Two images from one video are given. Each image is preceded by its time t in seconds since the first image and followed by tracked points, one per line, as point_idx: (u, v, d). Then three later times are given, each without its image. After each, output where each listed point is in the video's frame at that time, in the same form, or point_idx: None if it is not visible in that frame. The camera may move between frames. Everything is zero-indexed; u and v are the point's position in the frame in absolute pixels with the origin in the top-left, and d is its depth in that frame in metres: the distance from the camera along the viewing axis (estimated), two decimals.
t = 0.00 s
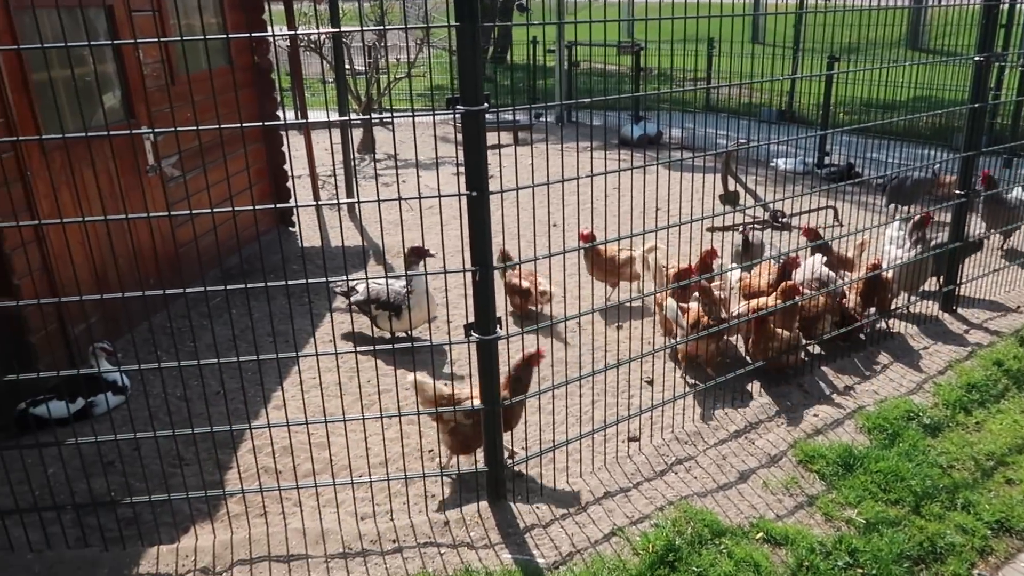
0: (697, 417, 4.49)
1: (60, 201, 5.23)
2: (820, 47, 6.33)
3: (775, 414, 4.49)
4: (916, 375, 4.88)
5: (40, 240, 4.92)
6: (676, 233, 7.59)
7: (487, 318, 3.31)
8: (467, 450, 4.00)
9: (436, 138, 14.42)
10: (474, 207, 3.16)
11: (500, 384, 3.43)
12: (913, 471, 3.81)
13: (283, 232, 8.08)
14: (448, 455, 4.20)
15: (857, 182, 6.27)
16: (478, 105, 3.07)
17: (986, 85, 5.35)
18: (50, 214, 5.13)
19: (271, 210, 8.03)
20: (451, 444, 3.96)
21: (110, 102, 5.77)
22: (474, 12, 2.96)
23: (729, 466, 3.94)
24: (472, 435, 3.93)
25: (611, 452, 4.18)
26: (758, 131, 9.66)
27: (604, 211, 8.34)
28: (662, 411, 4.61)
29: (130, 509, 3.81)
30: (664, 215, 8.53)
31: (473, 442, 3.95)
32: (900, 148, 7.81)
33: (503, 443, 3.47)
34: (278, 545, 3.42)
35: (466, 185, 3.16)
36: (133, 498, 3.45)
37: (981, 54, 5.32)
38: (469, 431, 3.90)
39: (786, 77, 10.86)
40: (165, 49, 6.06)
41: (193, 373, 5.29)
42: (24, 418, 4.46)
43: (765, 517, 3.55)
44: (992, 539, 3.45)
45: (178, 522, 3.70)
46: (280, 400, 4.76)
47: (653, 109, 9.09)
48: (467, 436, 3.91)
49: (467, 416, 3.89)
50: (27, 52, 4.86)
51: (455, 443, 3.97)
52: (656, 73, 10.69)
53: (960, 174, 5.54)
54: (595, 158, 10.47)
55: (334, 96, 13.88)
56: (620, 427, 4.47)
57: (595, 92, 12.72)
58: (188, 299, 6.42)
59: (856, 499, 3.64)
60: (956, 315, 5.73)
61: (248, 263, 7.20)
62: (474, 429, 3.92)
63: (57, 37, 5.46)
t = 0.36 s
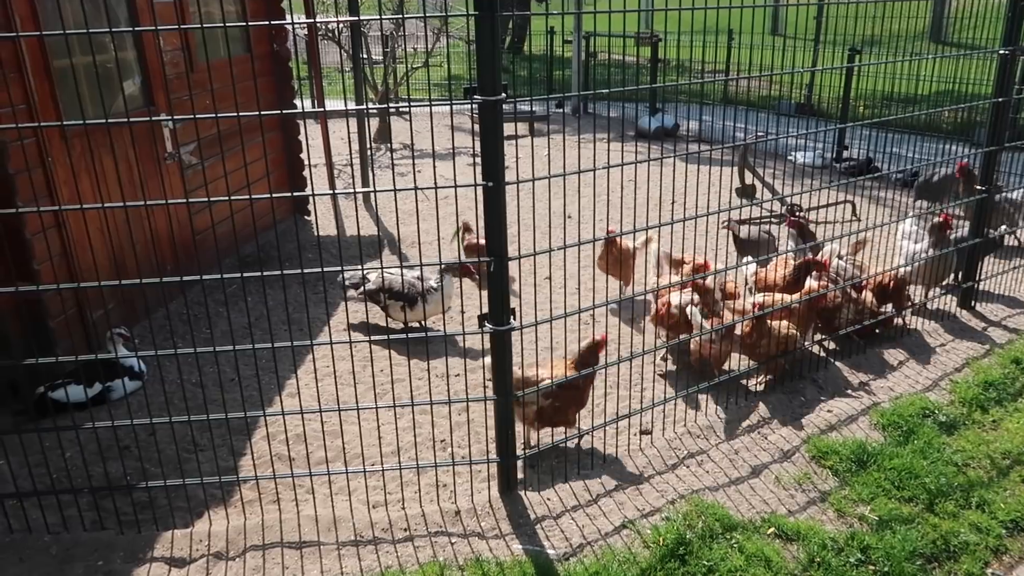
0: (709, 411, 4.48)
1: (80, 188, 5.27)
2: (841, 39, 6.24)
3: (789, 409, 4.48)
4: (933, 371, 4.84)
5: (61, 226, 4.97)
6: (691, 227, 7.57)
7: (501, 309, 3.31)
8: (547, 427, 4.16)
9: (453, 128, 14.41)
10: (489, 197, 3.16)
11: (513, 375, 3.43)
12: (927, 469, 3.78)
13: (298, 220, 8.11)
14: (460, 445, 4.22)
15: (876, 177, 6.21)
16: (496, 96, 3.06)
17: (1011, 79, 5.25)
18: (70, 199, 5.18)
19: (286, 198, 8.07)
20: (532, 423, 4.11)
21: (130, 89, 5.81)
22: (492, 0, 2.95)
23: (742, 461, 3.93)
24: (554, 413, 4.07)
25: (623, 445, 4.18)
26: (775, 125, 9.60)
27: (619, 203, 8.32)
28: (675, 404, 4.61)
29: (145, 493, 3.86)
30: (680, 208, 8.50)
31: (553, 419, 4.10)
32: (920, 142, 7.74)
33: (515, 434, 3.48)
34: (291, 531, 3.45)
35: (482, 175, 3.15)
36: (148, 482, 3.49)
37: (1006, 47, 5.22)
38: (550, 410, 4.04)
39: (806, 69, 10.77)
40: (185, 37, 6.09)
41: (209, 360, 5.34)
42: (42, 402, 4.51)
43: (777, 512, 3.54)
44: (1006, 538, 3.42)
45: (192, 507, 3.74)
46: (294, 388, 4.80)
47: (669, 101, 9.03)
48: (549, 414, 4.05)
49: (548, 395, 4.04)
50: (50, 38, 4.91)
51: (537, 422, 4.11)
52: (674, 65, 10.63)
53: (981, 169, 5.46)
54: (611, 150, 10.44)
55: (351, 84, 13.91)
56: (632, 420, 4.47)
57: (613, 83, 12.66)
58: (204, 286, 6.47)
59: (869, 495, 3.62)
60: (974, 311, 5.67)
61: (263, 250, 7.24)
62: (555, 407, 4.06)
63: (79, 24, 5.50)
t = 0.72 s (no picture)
0: (704, 408, 4.49)
1: (77, 178, 5.26)
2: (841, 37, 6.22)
3: (784, 407, 4.48)
4: (928, 370, 4.85)
5: (57, 217, 4.96)
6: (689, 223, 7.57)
7: (497, 305, 3.31)
8: (573, 413, 4.21)
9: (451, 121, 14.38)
10: (487, 192, 3.15)
11: (509, 371, 3.43)
12: (921, 468, 3.78)
13: (295, 213, 8.10)
14: (455, 439, 4.22)
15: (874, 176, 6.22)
16: (494, 90, 3.06)
17: (1010, 79, 5.23)
18: (67, 190, 5.16)
19: (284, 191, 8.06)
20: (561, 405, 4.17)
21: (129, 79, 5.79)
22: None
23: (736, 458, 3.94)
24: (583, 398, 4.14)
25: (618, 441, 4.19)
26: (774, 122, 9.61)
27: (617, 200, 8.32)
28: (670, 401, 4.62)
29: (139, 485, 3.86)
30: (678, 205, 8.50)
31: (582, 403, 4.15)
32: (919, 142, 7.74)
33: (510, 429, 3.48)
34: (285, 524, 3.45)
35: (480, 170, 3.15)
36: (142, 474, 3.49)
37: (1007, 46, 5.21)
38: (582, 393, 4.10)
39: (805, 67, 10.76)
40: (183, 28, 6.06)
41: (205, 352, 5.33)
42: (38, 392, 4.51)
43: (771, 509, 3.55)
44: (999, 537, 3.42)
45: (186, 499, 3.74)
46: (290, 381, 4.80)
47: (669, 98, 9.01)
48: (579, 398, 4.12)
49: (581, 378, 4.12)
50: (47, 28, 4.88)
51: (566, 404, 4.17)
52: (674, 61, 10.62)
53: (980, 168, 5.45)
54: (610, 147, 10.43)
55: (351, 78, 13.89)
56: (627, 416, 4.48)
57: (612, 79, 12.65)
58: (201, 278, 6.46)
59: (863, 494, 3.63)
60: (970, 311, 5.68)
61: (260, 243, 7.23)
62: (585, 392, 4.13)
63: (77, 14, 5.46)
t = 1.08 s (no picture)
0: (693, 406, 4.51)
1: (64, 170, 5.22)
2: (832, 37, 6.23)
3: (773, 405, 4.51)
4: (914, 370, 4.88)
5: (45, 209, 4.93)
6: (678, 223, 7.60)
7: (487, 301, 3.31)
8: (583, 402, 4.32)
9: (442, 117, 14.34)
10: (477, 188, 3.14)
11: (498, 368, 3.43)
12: (907, 466, 3.81)
13: (285, 208, 8.08)
14: (444, 435, 4.22)
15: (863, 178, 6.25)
16: (485, 87, 3.05)
17: (999, 81, 5.25)
18: (54, 182, 5.13)
19: (274, 185, 8.03)
20: (572, 391, 4.28)
21: (118, 71, 5.75)
22: None
23: (724, 456, 3.96)
24: (596, 385, 4.27)
25: (606, 438, 4.20)
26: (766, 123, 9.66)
27: (608, 198, 8.33)
28: (659, 399, 4.64)
29: (126, 480, 3.84)
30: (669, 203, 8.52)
31: (593, 390, 4.28)
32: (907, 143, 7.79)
33: (499, 427, 3.48)
34: (273, 519, 3.45)
35: (471, 167, 3.14)
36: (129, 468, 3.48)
37: (996, 49, 5.23)
38: (595, 379, 4.24)
39: (797, 67, 10.80)
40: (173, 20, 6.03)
41: (193, 347, 5.31)
42: (24, 386, 4.48)
43: (758, 507, 3.56)
44: (982, 536, 3.45)
45: (173, 494, 3.72)
46: (279, 376, 4.78)
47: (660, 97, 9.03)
48: (591, 384, 4.24)
49: (596, 366, 4.26)
50: (36, 18, 4.84)
51: (577, 389, 4.28)
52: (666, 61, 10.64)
53: (968, 170, 5.47)
54: (602, 144, 10.44)
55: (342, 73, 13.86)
56: (616, 414, 4.49)
57: (604, 77, 12.67)
58: (190, 272, 6.43)
59: (849, 492, 3.66)
60: (957, 312, 5.72)
61: (250, 238, 7.21)
62: (598, 379, 4.26)
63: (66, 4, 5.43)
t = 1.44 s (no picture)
0: (684, 406, 4.53)
1: (54, 167, 5.19)
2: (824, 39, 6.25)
3: (763, 406, 4.53)
4: (903, 371, 4.91)
5: (34, 206, 4.89)
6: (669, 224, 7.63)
7: (479, 301, 3.31)
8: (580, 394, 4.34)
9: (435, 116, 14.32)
10: (470, 188, 3.14)
11: (490, 368, 3.42)
12: (896, 467, 3.83)
13: (277, 206, 8.06)
14: (435, 434, 4.22)
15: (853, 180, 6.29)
16: (478, 86, 3.05)
17: (988, 85, 5.28)
18: (44, 179, 5.10)
19: (266, 183, 8.00)
20: (571, 384, 4.29)
21: (108, 68, 5.72)
22: None
23: (714, 456, 3.97)
24: (594, 380, 4.27)
25: (597, 438, 4.21)
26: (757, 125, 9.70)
27: (600, 198, 8.35)
28: (649, 398, 4.65)
29: (115, 478, 3.82)
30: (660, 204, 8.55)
31: (592, 385, 4.29)
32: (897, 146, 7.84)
33: (491, 426, 3.48)
34: (262, 518, 3.44)
35: (463, 166, 3.14)
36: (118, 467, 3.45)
37: (986, 53, 5.25)
38: (593, 374, 4.24)
39: (789, 69, 10.84)
40: (165, 16, 6.00)
41: (183, 345, 5.29)
42: (12, 383, 4.45)
43: (747, 507, 3.58)
44: (970, 536, 3.47)
45: (162, 492, 3.71)
46: (269, 375, 4.77)
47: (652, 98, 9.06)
48: (589, 378, 4.25)
49: (595, 361, 4.25)
50: (26, 13, 4.81)
51: (574, 382, 4.29)
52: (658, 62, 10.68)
53: (958, 173, 5.50)
54: (594, 145, 10.46)
55: (334, 71, 13.83)
56: (606, 413, 4.51)
57: (597, 78, 12.69)
58: (180, 270, 6.40)
59: (838, 492, 3.67)
60: (946, 313, 5.76)
61: (241, 236, 7.18)
62: (596, 374, 4.26)
63: None
